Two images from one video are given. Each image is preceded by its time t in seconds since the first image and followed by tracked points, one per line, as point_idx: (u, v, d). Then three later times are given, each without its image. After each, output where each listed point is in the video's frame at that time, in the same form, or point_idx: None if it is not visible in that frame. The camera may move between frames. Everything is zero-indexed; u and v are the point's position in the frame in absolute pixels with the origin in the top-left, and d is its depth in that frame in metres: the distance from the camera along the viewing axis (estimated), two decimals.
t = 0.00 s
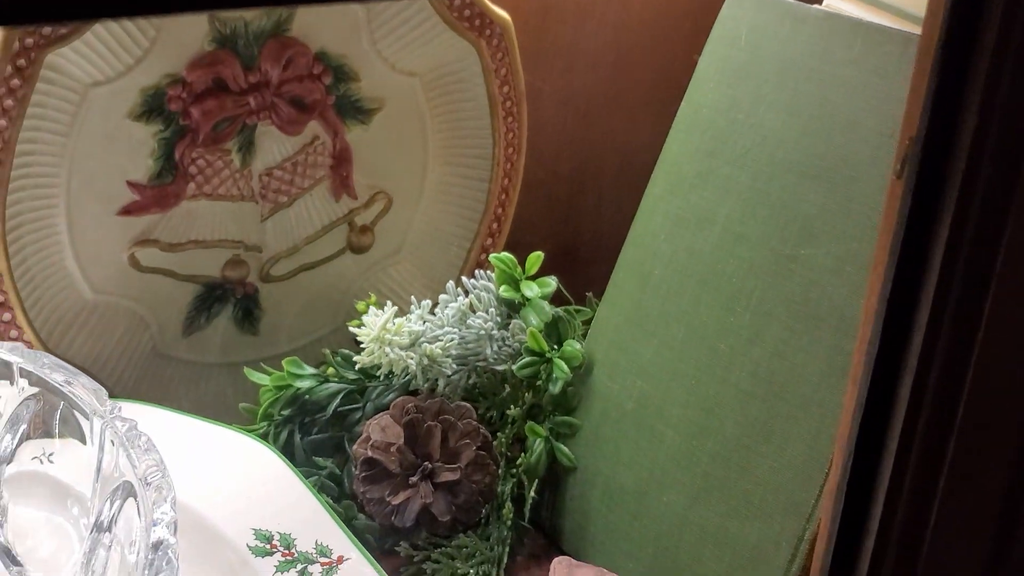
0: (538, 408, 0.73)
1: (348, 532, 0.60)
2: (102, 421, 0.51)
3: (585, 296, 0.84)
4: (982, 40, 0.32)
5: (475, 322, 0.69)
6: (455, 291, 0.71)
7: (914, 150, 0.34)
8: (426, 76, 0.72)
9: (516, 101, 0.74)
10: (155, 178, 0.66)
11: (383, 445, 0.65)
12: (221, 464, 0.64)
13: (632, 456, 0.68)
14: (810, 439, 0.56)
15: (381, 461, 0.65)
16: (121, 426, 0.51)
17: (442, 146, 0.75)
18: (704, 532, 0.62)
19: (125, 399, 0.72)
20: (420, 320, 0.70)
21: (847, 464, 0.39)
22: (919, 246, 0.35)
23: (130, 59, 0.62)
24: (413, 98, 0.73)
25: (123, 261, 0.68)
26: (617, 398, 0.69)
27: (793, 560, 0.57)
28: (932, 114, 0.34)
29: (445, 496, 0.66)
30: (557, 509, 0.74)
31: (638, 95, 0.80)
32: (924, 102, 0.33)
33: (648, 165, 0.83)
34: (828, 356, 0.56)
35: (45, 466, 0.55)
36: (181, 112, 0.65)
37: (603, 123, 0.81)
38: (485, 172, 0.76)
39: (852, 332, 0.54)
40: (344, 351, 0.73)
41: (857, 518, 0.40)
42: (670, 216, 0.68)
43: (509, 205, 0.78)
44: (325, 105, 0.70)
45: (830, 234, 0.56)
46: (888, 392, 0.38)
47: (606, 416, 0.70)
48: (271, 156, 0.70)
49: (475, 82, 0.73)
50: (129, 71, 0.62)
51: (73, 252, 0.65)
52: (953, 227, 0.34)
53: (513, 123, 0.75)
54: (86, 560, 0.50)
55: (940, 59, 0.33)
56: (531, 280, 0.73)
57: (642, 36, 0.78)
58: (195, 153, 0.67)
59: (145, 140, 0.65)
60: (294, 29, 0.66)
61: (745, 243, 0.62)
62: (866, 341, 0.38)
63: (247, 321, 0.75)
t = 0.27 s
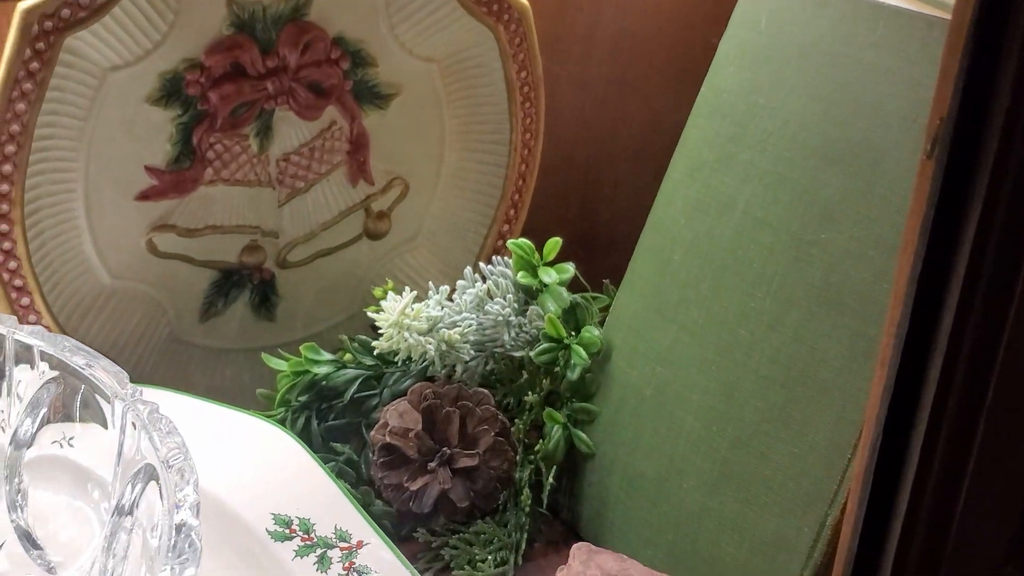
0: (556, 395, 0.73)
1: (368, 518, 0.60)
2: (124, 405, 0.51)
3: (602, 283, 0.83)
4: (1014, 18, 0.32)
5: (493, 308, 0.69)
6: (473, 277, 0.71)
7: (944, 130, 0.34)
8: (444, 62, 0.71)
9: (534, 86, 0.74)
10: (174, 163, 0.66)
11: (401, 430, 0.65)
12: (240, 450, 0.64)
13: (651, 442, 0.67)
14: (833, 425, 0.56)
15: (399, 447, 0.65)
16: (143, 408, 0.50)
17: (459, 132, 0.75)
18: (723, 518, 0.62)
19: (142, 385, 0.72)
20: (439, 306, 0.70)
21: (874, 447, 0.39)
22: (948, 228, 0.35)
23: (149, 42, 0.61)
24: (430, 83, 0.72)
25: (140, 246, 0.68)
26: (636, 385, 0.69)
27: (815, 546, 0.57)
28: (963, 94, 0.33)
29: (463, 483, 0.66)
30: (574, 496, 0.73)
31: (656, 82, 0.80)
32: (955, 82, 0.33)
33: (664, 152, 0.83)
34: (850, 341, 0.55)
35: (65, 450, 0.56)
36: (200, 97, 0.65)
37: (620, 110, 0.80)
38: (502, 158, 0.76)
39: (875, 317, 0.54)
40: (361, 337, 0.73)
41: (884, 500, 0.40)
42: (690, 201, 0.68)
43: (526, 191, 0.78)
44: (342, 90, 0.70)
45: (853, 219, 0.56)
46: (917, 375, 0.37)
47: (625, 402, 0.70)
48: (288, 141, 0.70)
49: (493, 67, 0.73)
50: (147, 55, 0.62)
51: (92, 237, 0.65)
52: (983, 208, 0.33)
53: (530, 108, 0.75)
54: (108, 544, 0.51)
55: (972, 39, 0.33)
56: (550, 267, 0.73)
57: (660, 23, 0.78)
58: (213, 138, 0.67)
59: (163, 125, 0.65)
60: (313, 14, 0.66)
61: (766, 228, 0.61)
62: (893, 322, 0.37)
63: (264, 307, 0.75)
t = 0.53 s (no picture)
0: (560, 392, 0.73)
1: (371, 514, 0.60)
2: (127, 400, 0.51)
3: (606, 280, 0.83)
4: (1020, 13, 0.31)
5: (497, 305, 0.69)
6: (477, 274, 0.71)
7: (949, 129, 0.34)
8: (449, 59, 0.71)
9: (539, 84, 0.74)
10: (179, 160, 0.66)
11: (405, 427, 0.65)
12: (243, 446, 0.64)
13: (654, 440, 0.67)
14: (835, 422, 0.56)
15: (403, 443, 0.65)
16: (148, 404, 0.50)
17: (464, 129, 0.75)
18: (727, 516, 0.62)
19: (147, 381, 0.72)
20: (444, 302, 0.70)
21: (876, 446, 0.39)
22: (951, 228, 0.35)
23: (153, 39, 0.61)
24: (435, 80, 0.72)
25: (145, 243, 0.68)
26: (639, 382, 0.69)
27: (818, 544, 0.57)
28: (968, 93, 0.33)
29: (467, 479, 0.66)
30: (578, 492, 0.73)
31: (662, 79, 0.80)
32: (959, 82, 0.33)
33: (668, 150, 0.83)
34: (853, 339, 0.55)
35: (70, 447, 0.56)
36: (204, 94, 0.65)
37: (624, 107, 0.80)
38: (506, 154, 0.76)
39: (879, 315, 0.54)
40: (365, 333, 0.73)
41: (887, 499, 0.40)
42: (695, 199, 0.68)
43: (530, 188, 0.78)
44: (347, 88, 0.70)
45: (857, 217, 0.56)
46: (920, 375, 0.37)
47: (628, 399, 0.70)
48: (293, 138, 0.70)
49: (498, 64, 0.72)
50: (152, 52, 0.62)
51: (96, 234, 0.65)
52: (987, 205, 0.33)
53: (536, 106, 0.75)
54: (111, 539, 0.51)
55: (977, 37, 0.32)
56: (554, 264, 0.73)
57: (666, 20, 0.77)
58: (217, 135, 0.67)
59: (168, 122, 0.65)
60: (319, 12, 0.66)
61: (770, 226, 0.61)
62: (896, 321, 0.37)
63: (268, 304, 0.75)
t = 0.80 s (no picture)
0: (562, 384, 0.74)
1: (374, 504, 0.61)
2: (131, 389, 0.51)
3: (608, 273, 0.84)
4: None
5: (500, 297, 0.69)
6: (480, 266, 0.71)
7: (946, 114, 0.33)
8: (452, 52, 0.72)
9: (541, 76, 0.75)
10: (183, 151, 0.66)
11: (407, 418, 0.65)
12: (247, 436, 0.65)
13: (655, 432, 0.68)
14: (836, 413, 0.56)
15: (405, 434, 0.65)
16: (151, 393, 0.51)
17: (467, 122, 0.75)
18: (727, 507, 0.62)
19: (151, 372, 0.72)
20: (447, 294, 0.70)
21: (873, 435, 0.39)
22: (949, 214, 0.34)
23: (158, 31, 0.61)
24: (439, 74, 0.73)
25: (149, 234, 0.68)
26: (641, 374, 0.69)
27: (817, 534, 0.57)
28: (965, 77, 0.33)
29: (469, 470, 0.66)
30: (579, 484, 0.74)
31: (664, 73, 0.81)
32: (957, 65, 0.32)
33: (670, 144, 0.84)
34: (854, 331, 0.56)
35: (73, 436, 0.56)
36: (208, 85, 0.65)
37: (627, 101, 0.81)
38: (508, 148, 0.77)
39: (880, 307, 0.54)
40: (369, 325, 0.73)
41: (885, 487, 0.39)
42: (696, 191, 0.68)
43: (534, 181, 0.78)
44: (350, 80, 0.70)
45: (859, 209, 0.56)
46: (918, 363, 0.37)
47: (630, 392, 0.70)
48: (297, 130, 0.70)
49: (501, 57, 0.73)
50: (157, 43, 0.62)
51: (100, 226, 0.66)
52: (983, 193, 0.33)
53: (538, 99, 0.75)
54: (114, 527, 0.51)
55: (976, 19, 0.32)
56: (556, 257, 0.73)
57: (669, 14, 0.78)
58: (221, 126, 0.67)
59: (172, 114, 0.65)
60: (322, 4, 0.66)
61: (771, 218, 0.61)
62: (893, 309, 0.36)
63: (272, 296, 0.75)
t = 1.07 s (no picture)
0: (562, 387, 0.75)
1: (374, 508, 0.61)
2: (133, 393, 0.52)
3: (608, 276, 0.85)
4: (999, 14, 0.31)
5: (501, 302, 0.70)
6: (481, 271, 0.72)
7: (932, 123, 0.34)
8: (454, 59, 0.72)
9: (543, 84, 0.75)
10: (188, 158, 0.67)
11: (408, 421, 0.66)
12: (249, 440, 0.66)
13: (654, 435, 0.68)
14: (830, 419, 0.57)
15: (407, 437, 0.66)
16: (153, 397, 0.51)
17: (469, 129, 0.76)
18: (725, 511, 0.63)
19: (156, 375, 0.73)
20: (447, 299, 0.71)
21: (862, 439, 0.39)
22: (935, 222, 0.35)
23: (162, 39, 0.62)
24: (441, 81, 0.73)
25: (154, 240, 0.69)
26: (640, 378, 0.70)
27: (811, 538, 0.58)
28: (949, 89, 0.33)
29: (469, 473, 0.67)
30: (579, 487, 0.74)
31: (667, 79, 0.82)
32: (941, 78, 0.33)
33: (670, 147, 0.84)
34: (848, 337, 0.56)
35: (77, 439, 0.57)
36: (212, 93, 0.66)
37: (628, 107, 0.82)
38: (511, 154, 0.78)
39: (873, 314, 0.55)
40: (371, 330, 0.74)
41: (873, 492, 0.40)
42: (695, 198, 0.68)
43: (535, 186, 0.79)
44: (353, 88, 0.71)
45: (854, 217, 0.57)
46: (906, 369, 0.37)
47: (629, 396, 0.71)
48: (300, 137, 0.71)
49: (502, 65, 0.74)
50: (161, 52, 0.63)
51: (106, 232, 0.66)
52: (971, 203, 0.33)
53: (539, 105, 0.76)
54: (117, 529, 0.52)
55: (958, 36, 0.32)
56: (557, 262, 0.74)
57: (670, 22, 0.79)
58: (226, 134, 0.68)
59: (177, 121, 0.66)
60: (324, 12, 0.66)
61: (768, 224, 0.62)
62: (881, 315, 0.37)
63: (276, 300, 0.76)
